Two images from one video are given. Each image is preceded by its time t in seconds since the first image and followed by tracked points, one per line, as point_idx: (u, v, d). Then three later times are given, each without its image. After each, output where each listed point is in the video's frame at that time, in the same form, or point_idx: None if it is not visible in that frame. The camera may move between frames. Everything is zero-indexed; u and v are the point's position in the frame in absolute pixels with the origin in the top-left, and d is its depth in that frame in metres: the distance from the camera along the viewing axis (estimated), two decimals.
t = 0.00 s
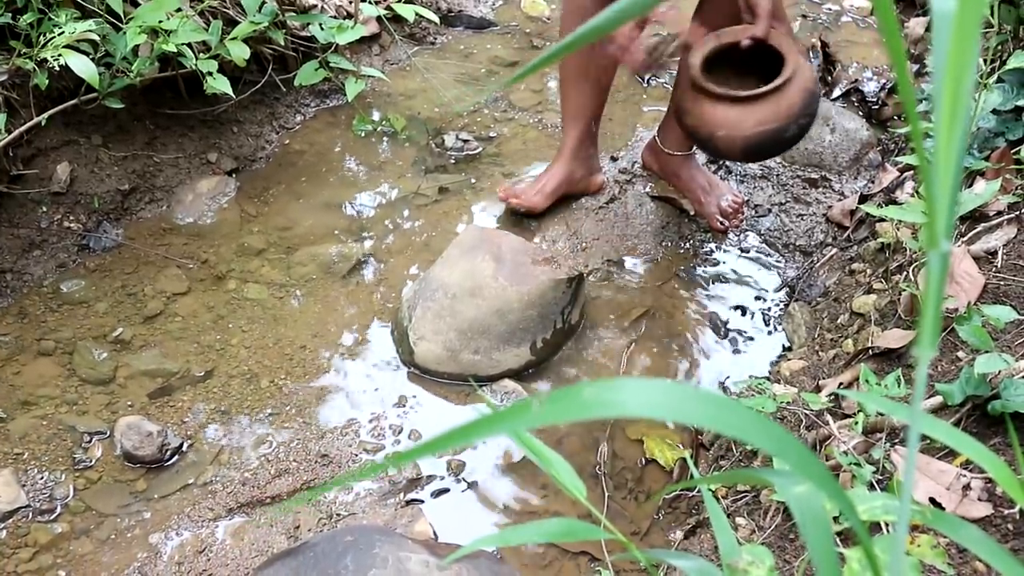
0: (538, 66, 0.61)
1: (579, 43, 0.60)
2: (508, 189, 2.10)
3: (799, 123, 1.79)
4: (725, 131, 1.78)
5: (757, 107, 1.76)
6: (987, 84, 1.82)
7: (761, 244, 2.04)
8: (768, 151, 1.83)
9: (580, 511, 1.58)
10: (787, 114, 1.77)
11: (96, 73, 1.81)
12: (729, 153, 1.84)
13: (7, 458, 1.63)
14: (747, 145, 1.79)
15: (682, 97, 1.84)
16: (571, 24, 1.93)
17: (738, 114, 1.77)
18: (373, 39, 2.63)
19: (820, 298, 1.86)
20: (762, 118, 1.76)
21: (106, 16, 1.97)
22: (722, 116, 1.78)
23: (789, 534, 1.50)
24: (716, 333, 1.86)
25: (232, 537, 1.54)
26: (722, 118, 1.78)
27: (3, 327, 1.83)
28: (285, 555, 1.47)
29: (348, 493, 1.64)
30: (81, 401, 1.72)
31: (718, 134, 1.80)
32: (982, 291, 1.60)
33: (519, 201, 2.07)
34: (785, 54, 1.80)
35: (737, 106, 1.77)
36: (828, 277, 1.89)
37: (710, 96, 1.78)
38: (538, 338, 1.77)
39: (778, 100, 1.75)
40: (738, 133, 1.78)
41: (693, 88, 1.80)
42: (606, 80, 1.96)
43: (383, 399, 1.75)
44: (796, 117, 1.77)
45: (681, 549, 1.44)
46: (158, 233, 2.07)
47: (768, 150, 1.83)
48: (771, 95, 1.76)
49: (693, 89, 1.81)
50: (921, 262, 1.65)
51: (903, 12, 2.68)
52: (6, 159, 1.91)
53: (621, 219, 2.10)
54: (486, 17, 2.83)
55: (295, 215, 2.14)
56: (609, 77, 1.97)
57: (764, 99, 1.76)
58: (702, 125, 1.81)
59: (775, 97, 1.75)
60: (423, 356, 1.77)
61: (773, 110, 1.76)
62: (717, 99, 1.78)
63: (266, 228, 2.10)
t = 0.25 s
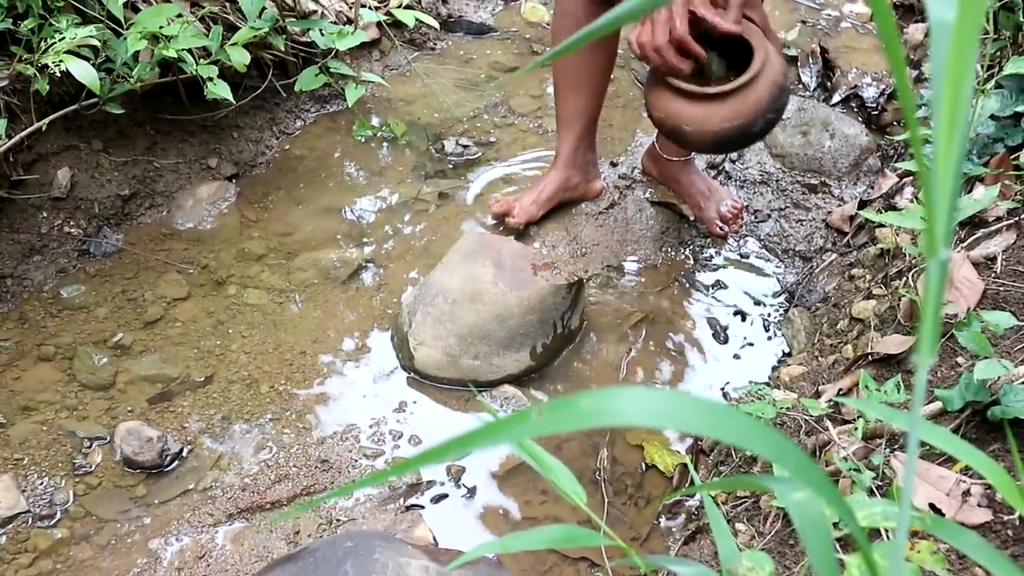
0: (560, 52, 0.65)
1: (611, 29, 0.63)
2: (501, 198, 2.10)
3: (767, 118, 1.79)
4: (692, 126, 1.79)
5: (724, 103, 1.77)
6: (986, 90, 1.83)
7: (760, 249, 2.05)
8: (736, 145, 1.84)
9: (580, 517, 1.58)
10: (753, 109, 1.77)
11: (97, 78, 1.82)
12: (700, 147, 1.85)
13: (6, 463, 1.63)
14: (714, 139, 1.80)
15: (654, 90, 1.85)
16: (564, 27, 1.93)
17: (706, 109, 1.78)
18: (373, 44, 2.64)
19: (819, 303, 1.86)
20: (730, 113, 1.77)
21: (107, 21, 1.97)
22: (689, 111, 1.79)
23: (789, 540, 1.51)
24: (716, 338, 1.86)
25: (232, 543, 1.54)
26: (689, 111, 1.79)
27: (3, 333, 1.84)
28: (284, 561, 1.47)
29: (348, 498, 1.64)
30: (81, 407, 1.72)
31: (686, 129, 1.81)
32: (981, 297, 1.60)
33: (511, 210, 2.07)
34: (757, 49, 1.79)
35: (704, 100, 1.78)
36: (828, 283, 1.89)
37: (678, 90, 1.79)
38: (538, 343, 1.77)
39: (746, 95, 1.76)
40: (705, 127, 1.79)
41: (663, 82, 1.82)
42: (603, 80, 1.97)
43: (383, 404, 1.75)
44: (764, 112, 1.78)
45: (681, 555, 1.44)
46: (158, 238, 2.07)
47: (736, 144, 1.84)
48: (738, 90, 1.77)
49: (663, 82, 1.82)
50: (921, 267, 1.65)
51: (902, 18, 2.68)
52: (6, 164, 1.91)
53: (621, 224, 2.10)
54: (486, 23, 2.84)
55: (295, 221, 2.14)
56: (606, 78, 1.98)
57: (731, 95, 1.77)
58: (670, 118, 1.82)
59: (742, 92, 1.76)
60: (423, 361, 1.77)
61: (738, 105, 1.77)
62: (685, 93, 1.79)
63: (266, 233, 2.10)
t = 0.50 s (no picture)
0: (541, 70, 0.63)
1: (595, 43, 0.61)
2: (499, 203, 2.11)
3: (754, 110, 1.80)
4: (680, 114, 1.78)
5: (709, 97, 1.77)
6: (986, 94, 1.83)
7: (761, 253, 2.05)
8: (722, 135, 1.84)
9: (580, 520, 1.58)
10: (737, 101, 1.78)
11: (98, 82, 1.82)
12: (686, 137, 1.85)
13: (7, 467, 1.63)
14: (701, 129, 1.80)
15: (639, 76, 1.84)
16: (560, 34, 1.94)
17: (695, 98, 1.78)
18: (374, 48, 2.64)
19: (820, 307, 1.86)
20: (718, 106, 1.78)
21: (108, 26, 1.97)
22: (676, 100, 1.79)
23: (789, 543, 1.50)
24: (717, 342, 1.86)
25: (232, 546, 1.54)
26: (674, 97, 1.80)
27: (4, 336, 1.84)
28: (285, 564, 1.47)
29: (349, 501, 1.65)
30: (81, 410, 1.72)
31: (673, 118, 1.81)
32: (982, 300, 1.60)
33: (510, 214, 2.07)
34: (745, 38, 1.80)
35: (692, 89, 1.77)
36: (828, 286, 1.89)
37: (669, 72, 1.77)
38: (539, 347, 1.77)
39: (735, 85, 1.76)
40: (687, 120, 1.79)
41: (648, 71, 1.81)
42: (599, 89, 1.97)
43: (384, 408, 1.75)
44: (751, 103, 1.78)
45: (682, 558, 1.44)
46: (159, 242, 2.07)
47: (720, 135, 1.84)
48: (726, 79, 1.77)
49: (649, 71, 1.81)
50: (921, 271, 1.66)
51: (902, 22, 2.69)
52: (7, 168, 1.91)
53: (623, 227, 2.10)
54: (487, 27, 2.84)
55: (296, 224, 2.14)
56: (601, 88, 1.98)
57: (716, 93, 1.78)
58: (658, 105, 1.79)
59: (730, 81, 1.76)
60: (423, 364, 1.77)
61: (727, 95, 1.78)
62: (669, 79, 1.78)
63: (267, 236, 2.10)
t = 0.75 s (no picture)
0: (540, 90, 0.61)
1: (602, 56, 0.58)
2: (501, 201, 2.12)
3: (782, 78, 1.81)
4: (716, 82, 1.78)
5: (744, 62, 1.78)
6: (988, 94, 1.83)
7: (762, 252, 2.04)
8: (751, 103, 1.85)
9: (581, 519, 1.58)
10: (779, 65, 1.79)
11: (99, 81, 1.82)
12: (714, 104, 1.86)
13: (8, 465, 1.63)
14: (734, 97, 1.81)
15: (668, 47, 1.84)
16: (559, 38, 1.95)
17: (724, 67, 1.79)
18: (375, 47, 2.64)
19: (821, 306, 1.86)
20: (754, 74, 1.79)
21: (109, 25, 1.98)
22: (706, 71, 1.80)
23: (791, 542, 1.50)
24: (719, 341, 1.86)
25: (234, 544, 1.54)
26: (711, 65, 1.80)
27: (5, 335, 1.84)
28: (286, 563, 1.47)
29: (350, 500, 1.65)
30: (83, 409, 1.72)
31: (702, 86, 1.82)
32: (983, 299, 1.60)
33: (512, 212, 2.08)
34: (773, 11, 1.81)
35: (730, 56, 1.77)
36: (830, 285, 1.89)
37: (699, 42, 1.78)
38: (540, 346, 1.77)
39: (763, 54, 1.77)
40: (724, 85, 1.80)
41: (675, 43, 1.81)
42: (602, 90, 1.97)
43: (385, 406, 1.75)
44: (780, 71, 1.80)
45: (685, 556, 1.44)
46: (160, 241, 2.07)
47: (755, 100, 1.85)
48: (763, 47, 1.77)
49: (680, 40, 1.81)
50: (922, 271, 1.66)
51: (904, 22, 2.69)
52: (9, 167, 1.91)
53: (624, 226, 2.10)
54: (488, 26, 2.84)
55: (297, 223, 2.14)
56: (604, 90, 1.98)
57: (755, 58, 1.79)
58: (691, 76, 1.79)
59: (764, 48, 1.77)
60: (424, 363, 1.77)
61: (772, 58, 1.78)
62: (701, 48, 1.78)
63: (268, 235, 2.10)
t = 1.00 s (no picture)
0: (544, 65, 0.59)
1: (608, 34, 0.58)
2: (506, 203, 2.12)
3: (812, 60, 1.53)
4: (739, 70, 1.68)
5: (802, 5, 1.62)
6: (993, 93, 1.82)
7: (767, 252, 2.04)
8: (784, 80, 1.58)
9: (586, 518, 1.58)
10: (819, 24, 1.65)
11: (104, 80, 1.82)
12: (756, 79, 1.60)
13: (13, 464, 1.63)
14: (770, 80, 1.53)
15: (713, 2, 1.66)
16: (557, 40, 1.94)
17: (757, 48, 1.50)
18: (379, 46, 2.64)
19: (826, 305, 1.86)
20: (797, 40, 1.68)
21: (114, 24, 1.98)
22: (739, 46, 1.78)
23: (796, 541, 1.50)
24: (724, 340, 1.86)
25: (239, 543, 1.54)
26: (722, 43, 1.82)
27: (10, 334, 1.84)
28: (290, 562, 1.47)
29: (354, 499, 1.65)
30: (87, 408, 1.72)
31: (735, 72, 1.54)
32: (989, 299, 1.60)
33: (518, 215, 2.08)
34: None
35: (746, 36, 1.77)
36: (834, 284, 1.89)
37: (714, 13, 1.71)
38: (544, 344, 1.77)
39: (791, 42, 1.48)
40: (784, 32, 1.63)
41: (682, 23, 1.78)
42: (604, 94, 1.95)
43: (390, 405, 1.75)
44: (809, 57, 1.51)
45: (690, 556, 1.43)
46: (165, 239, 2.07)
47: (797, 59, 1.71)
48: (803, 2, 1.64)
49: None
50: (927, 271, 1.66)
51: (909, 21, 2.68)
52: (13, 165, 1.91)
53: (629, 225, 2.09)
54: (492, 25, 2.84)
55: (302, 222, 2.14)
56: (604, 94, 1.95)
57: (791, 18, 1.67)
58: (729, 42, 1.72)
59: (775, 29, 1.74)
60: (429, 362, 1.77)
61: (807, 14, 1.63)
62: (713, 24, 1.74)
63: (272, 234, 2.10)
